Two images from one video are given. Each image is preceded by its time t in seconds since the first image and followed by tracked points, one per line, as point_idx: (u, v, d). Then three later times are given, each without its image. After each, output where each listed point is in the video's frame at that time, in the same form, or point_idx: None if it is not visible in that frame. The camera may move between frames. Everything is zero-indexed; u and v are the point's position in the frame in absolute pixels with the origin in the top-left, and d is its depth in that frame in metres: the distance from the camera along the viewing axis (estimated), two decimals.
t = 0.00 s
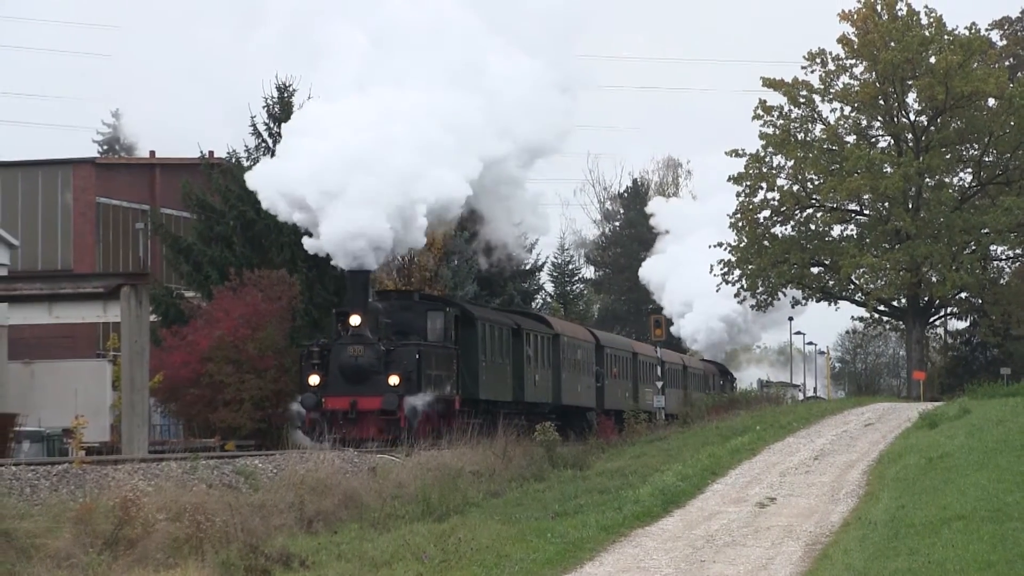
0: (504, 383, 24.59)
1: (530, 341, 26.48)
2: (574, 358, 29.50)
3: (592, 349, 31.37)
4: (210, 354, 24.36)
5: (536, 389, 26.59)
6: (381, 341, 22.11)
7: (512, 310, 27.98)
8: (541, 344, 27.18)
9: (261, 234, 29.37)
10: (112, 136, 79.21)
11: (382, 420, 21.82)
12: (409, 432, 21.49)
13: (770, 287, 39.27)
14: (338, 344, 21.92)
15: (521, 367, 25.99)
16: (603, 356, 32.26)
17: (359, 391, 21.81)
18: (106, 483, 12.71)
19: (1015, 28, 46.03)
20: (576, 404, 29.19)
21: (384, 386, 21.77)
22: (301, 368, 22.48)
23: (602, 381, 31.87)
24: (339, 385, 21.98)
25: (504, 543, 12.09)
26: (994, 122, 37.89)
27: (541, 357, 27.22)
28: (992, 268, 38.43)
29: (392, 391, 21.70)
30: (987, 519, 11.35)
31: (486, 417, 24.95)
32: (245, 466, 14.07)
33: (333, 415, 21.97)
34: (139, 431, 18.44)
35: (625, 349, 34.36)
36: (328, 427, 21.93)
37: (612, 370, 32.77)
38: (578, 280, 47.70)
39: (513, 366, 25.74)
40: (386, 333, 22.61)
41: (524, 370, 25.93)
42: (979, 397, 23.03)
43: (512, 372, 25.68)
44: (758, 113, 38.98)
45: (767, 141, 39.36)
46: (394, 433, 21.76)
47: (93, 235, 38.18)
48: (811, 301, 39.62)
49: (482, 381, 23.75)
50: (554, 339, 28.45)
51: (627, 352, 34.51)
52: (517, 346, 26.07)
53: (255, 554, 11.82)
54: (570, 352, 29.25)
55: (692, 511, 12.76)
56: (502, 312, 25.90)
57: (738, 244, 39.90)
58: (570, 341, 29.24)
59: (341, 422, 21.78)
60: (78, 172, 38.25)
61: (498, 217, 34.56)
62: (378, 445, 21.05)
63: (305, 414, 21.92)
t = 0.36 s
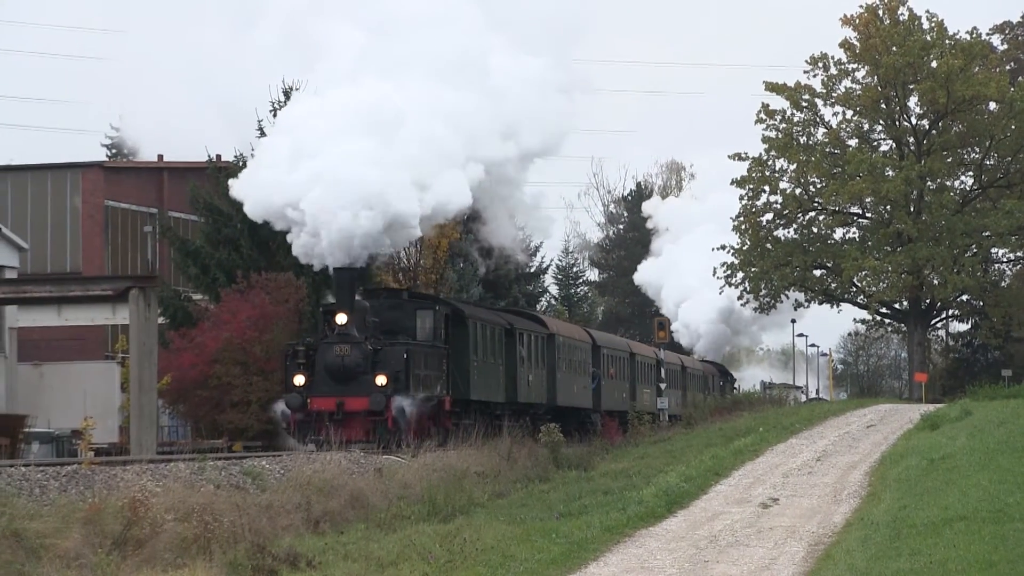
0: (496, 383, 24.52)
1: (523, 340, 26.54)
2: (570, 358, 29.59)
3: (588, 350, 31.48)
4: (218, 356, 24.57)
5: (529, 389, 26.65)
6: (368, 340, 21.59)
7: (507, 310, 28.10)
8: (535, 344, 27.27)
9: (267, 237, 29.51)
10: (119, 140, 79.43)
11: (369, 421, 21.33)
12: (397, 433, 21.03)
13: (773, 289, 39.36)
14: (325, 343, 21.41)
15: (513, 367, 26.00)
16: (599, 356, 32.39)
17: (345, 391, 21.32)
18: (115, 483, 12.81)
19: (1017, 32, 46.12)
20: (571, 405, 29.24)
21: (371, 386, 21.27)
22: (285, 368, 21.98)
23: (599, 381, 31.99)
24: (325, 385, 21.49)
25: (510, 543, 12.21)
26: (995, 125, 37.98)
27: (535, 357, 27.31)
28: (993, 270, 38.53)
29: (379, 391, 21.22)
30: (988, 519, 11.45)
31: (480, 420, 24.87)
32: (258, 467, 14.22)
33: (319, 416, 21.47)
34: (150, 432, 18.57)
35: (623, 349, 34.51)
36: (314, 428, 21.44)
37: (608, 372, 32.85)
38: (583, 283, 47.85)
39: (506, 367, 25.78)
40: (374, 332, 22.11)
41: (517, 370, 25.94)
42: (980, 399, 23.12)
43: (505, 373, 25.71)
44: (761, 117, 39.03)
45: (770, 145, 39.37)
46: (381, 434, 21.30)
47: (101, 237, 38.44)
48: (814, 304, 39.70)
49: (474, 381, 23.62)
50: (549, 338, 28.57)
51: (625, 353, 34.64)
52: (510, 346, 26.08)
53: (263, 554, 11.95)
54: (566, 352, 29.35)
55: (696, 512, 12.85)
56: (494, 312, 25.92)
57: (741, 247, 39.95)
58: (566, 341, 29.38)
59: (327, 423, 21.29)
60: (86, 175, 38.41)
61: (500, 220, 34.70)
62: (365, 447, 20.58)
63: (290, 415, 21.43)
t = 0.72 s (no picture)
0: (495, 383, 24.40)
1: (524, 340, 26.57)
2: (573, 358, 29.70)
3: (592, 350, 31.62)
4: (234, 357, 24.77)
5: (530, 389, 26.69)
6: (362, 339, 21.20)
7: (510, 310, 28.17)
8: (536, 344, 27.31)
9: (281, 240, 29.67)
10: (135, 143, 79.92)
11: (363, 421, 20.96)
12: (392, 434, 20.71)
13: (784, 292, 39.48)
14: (318, 342, 20.99)
15: (514, 366, 26.01)
16: (604, 356, 32.52)
17: (338, 391, 20.96)
18: (133, 484, 12.96)
19: None
20: (574, 405, 29.30)
21: (366, 386, 20.91)
22: (277, 367, 21.59)
23: (603, 381, 32.12)
24: (318, 385, 21.13)
25: (523, 543, 12.34)
26: (1003, 129, 38.09)
27: (537, 357, 27.38)
28: (1001, 272, 38.63)
29: (374, 391, 20.86)
30: (996, 519, 11.58)
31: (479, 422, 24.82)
32: (282, 467, 14.38)
33: (312, 416, 21.12)
34: (167, 433, 18.69)
35: (628, 350, 34.63)
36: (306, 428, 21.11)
37: (613, 371, 32.96)
38: (595, 285, 48.09)
39: (507, 367, 25.79)
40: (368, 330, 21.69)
41: (518, 370, 25.96)
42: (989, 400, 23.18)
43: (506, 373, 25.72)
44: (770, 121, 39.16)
45: (780, 149, 39.47)
46: (376, 435, 20.97)
47: (119, 241, 38.80)
48: (824, 306, 39.82)
49: (473, 381, 23.50)
50: (551, 338, 28.60)
51: (629, 352, 34.75)
52: (511, 346, 26.09)
53: (279, 553, 12.10)
54: (569, 352, 29.43)
55: (707, 512, 12.97)
56: (495, 311, 25.92)
57: (751, 250, 40.04)
58: (569, 341, 29.46)
59: (320, 424, 20.95)
60: (104, 179, 38.79)
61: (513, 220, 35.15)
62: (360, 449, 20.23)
63: (282, 414, 21.05)
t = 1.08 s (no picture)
0: (502, 383, 24.23)
1: (533, 340, 26.64)
2: (584, 358, 29.87)
3: (603, 350, 31.81)
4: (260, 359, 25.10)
5: (540, 389, 26.78)
6: (364, 339, 21.30)
7: (520, 309, 28.33)
8: (544, 344, 27.37)
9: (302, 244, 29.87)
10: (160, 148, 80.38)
11: (364, 422, 21.00)
12: (393, 434, 20.74)
13: (801, 295, 39.63)
14: (319, 342, 21.10)
15: (522, 366, 26.04)
16: (615, 356, 32.75)
17: (339, 391, 21.02)
18: (161, 483, 13.14)
19: None
20: (583, 406, 29.42)
21: (367, 386, 20.96)
22: (278, 367, 21.66)
23: (615, 380, 32.33)
24: (319, 385, 21.20)
25: (545, 541, 12.54)
26: (1018, 133, 38.22)
27: (546, 357, 27.50)
28: (1014, 274, 38.76)
29: (375, 391, 20.91)
30: (1012, 519, 11.75)
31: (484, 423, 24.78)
32: (311, 467, 14.58)
33: (313, 417, 21.19)
34: (195, 434, 18.96)
35: (640, 350, 34.83)
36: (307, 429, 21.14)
37: (625, 371, 33.15)
38: (616, 288, 48.40)
39: (516, 366, 25.84)
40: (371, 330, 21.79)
41: (527, 370, 26.02)
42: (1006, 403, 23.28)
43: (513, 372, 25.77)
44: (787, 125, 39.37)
45: (797, 154, 39.66)
46: (377, 436, 20.98)
47: (147, 244, 38.72)
48: (841, 308, 39.97)
49: (479, 381, 23.28)
50: (562, 338, 28.72)
51: (641, 353, 34.91)
52: (519, 345, 26.12)
53: (305, 553, 12.31)
54: (579, 351, 29.56)
55: (726, 511, 13.17)
56: (503, 310, 25.97)
57: (770, 253, 40.17)
58: (579, 341, 29.59)
59: (321, 424, 21.00)
60: (133, 185, 38.69)
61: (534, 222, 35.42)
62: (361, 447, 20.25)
63: (283, 415, 21.13)
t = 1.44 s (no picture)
0: (503, 382, 24.44)
1: (537, 339, 26.83)
2: (590, 357, 30.11)
3: (610, 348, 32.06)
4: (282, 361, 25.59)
5: (543, 388, 26.99)
6: (361, 337, 21.26)
7: (525, 308, 28.60)
8: (547, 343, 27.57)
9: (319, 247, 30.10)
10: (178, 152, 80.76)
11: (361, 422, 20.99)
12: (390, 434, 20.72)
13: (814, 297, 39.79)
14: (315, 340, 21.09)
15: (524, 364, 26.23)
16: (622, 355, 33.02)
17: (335, 390, 21.02)
18: (183, 482, 13.37)
19: None
20: (588, 406, 29.67)
21: (364, 385, 20.98)
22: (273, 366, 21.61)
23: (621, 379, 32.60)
24: (315, 384, 21.19)
25: (562, 539, 12.76)
26: None
27: (550, 356, 27.72)
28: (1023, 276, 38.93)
29: (372, 390, 20.92)
30: (1022, 518, 11.93)
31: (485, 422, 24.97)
32: (333, 464, 14.83)
33: (308, 417, 21.16)
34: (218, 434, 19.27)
35: (648, 349, 35.04)
36: (301, 429, 21.09)
37: (632, 370, 33.38)
38: (632, 290, 48.72)
39: (518, 365, 26.08)
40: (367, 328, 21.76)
41: (530, 368, 26.22)
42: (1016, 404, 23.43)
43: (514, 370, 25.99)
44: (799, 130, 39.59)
45: (809, 158, 39.88)
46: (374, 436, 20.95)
47: (171, 247, 38.98)
48: (853, 310, 40.17)
49: (479, 380, 23.45)
50: (567, 336, 28.96)
51: (648, 352, 35.12)
52: (521, 343, 26.32)
53: (325, 550, 12.55)
54: (584, 350, 29.78)
55: (739, 510, 13.38)
56: (505, 308, 26.20)
57: (783, 256, 40.34)
58: (585, 339, 29.80)
59: (316, 424, 20.99)
60: (156, 188, 38.91)
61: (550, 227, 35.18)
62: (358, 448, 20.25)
63: (278, 415, 21.11)
